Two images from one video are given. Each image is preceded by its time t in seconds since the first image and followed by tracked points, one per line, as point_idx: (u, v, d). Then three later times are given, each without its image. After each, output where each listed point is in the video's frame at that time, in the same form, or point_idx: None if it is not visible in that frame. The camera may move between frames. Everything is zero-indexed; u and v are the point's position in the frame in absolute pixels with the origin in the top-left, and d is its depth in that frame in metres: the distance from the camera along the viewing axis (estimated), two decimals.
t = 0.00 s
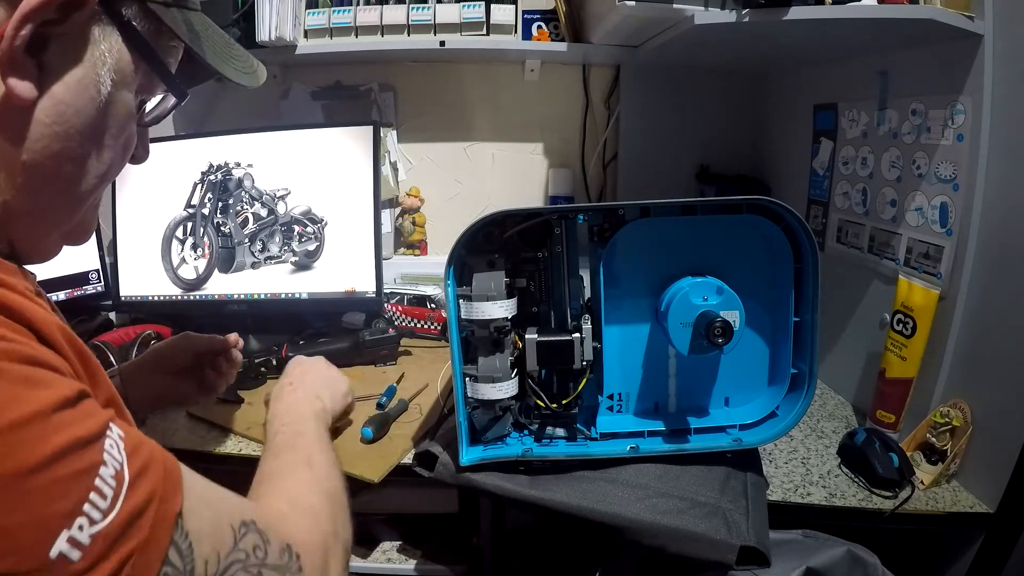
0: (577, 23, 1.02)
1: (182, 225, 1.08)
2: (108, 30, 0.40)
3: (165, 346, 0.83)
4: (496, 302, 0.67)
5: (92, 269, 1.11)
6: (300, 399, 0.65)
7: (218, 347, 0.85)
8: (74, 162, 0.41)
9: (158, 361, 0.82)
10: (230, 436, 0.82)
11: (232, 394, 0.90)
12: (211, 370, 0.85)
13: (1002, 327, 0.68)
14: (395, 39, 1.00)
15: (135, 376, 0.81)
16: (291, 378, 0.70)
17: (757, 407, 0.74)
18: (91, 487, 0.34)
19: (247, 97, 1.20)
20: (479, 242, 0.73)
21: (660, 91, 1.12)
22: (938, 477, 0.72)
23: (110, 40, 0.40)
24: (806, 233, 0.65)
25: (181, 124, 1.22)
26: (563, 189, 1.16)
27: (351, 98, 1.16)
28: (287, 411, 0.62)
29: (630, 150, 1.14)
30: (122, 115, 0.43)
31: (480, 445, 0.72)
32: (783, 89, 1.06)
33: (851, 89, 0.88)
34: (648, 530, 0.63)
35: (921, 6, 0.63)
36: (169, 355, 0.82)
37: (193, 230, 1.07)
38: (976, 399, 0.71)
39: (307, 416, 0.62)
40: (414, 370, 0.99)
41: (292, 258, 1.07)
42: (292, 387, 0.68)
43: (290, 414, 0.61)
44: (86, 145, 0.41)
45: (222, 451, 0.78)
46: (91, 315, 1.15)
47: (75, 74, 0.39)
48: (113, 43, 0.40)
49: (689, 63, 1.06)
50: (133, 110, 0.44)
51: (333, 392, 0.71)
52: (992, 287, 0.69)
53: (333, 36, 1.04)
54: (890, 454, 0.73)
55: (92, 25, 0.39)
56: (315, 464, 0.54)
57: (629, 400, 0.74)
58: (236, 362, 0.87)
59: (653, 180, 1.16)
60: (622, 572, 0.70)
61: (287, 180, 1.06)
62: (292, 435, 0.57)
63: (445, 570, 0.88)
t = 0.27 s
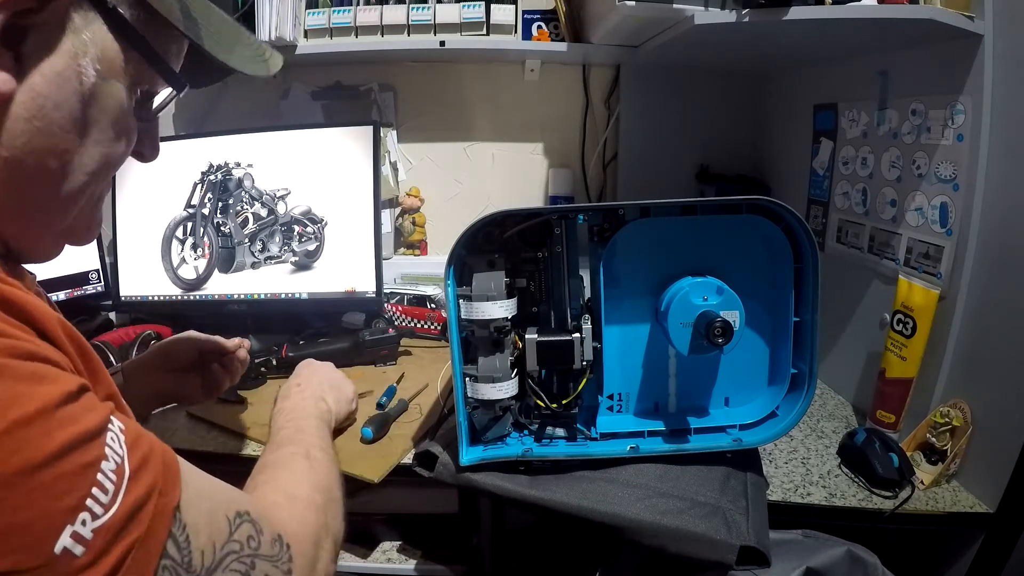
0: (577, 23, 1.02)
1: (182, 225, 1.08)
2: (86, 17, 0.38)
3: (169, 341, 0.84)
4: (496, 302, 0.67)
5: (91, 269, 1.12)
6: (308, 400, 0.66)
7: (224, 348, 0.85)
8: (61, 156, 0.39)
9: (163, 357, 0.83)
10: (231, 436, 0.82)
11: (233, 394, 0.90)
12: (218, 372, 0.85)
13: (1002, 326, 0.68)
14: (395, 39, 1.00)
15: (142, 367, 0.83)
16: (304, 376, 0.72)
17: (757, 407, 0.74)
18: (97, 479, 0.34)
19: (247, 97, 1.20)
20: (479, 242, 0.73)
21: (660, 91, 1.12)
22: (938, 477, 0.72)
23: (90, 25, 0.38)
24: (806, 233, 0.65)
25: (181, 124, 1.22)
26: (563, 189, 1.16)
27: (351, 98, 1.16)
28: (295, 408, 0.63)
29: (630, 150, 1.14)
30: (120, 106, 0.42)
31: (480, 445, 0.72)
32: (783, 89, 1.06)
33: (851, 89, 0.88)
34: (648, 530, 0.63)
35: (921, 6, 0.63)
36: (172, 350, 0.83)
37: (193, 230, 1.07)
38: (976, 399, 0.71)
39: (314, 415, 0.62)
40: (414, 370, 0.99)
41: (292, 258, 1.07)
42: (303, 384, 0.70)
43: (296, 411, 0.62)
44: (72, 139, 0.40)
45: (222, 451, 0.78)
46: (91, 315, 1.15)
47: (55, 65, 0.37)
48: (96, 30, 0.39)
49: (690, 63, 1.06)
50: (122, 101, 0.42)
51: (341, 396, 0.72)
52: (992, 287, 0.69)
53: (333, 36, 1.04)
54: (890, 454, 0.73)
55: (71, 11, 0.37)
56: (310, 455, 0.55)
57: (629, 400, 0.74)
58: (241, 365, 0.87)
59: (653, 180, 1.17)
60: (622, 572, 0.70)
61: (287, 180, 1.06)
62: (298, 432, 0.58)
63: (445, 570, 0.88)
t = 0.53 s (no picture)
0: (577, 23, 1.02)
1: (182, 225, 1.08)
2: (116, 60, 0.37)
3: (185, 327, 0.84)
4: (496, 302, 0.67)
5: (91, 269, 1.12)
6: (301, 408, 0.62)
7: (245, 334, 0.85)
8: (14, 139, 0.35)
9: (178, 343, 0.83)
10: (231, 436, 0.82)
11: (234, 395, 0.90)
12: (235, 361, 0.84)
13: (1001, 327, 0.68)
14: (395, 39, 1.00)
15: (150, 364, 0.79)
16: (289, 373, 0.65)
17: (757, 407, 0.74)
18: None
19: (247, 97, 1.20)
20: (479, 242, 0.73)
21: (660, 91, 1.12)
22: (938, 477, 0.72)
23: None
24: (806, 232, 0.65)
25: (181, 124, 1.22)
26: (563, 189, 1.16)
27: (351, 98, 1.16)
28: (284, 422, 0.58)
29: (630, 150, 1.14)
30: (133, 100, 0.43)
31: (480, 445, 0.72)
32: (783, 89, 1.06)
33: (851, 89, 0.88)
34: (648, 530, 0.63)
35: (921, 6, 0.63)
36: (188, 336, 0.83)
37: (193, 230, 1.07)
38: (975, 399, 0.71)
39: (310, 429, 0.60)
40: (414, 370, 0.99)
41: (292, 258, 1.07)
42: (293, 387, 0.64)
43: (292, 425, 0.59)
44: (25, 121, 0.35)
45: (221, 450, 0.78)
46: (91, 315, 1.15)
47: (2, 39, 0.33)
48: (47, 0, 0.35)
49: (690, 63, 1.06)
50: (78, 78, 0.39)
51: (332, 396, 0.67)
52: (991, 286, 0.69)
53: (333, 36, 1.04)
54: (890, 454, 0.73)
55: None
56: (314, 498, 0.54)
57: (629, 400, 0.74)
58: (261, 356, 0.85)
59: (653, 180, 1.17)
60: (622, 572, 0.70)
61: (287, 180, 1.06)
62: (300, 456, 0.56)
63: (445, 570, 0.88)
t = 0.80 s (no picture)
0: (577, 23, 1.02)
1: (182, 225, 1.08)
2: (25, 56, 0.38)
3: (234, 330, 0.78)
4: (496, 302, 0.67)
5: (91, 269, 1.12)
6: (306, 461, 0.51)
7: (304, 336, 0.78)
8: None
9: (230, 348, 0.77)
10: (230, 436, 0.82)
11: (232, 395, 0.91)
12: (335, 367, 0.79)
13: (1000, 327, 0.68)
14: (395, 39, 1.00)
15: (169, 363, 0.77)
16: (302, 411, 0.55)
17: (757, 407, 0.74)
18: None
19: (247, 97, 1.20)
20: (479, 242, 0.73)
21: (660, 91, 1.12)
22: (938, 477, 0.72)
23: None
24: (806, 232, 0.65)
25: (182, 124, 1.22)
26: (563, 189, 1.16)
27: (351, 98, 1.16)
28: (281, 468, 0.49)
29: (630, 150, 1.14)
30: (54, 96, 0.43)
31: (480, 445, 0.72)
32: (783, 89, 1.06)
33: (851, 89, 0.88)
34: (648, 530, 0.63)
35: (921, 6, 0.63)
36: (239, 341, 0.77)
37: (193, 230, 1.07)
38: (976, 400, 0.71)
39: (294, 507, 0.46)
40: (414, 370, 0.99)
41: (292, 258, 1.07)
42: (297, 424, 0.53)
43: (282, 493, 0.47)
44: None
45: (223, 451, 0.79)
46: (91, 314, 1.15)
47: None
48: None
49: (689, 63, 1.06)
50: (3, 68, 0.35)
51: (362, 437, 0.55)
52: (991, 286, 0.69)
53: (333, 36, 1.04)
54: (890, 454, 0.73)
55: None
56: None
57: (629, 400, 0.74)
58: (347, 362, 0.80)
59: (653, 180, 1.17)
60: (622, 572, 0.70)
61: (287, 180, 1.06)
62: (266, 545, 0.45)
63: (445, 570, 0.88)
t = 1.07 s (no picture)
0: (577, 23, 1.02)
1: (182, 225, 1.08)
2: None
3: (256, 331, 0.75)
4: (496, 302, 0.67)
5: (91, 269, 1.12)
6: (314, 472, 0.49)
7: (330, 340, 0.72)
8: None
9: (251, 350, 0.75)
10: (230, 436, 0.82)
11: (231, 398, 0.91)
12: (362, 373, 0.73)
13: (1000, 326, 0.68)
14: (395, 39, 1.00)
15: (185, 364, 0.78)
16: (313, 416, 0.53)
17: (757, 407, 0.74)
18: None
19: (247, 97, 1.20)
20: (479, 242, 0.73)
21: (660, 91, 1.12)
22: (938, 477, 0.72)
23: None
24: (806, 232, 0.65)
25: (182, 124, 1.22)
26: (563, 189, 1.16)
27: (351, 98, 1.16)
28: (290, 484, 0.47)
29: (630, 150, 1.14)
30: None
31: (480, 445, 0.72)
32: (783, 89, 1.06)
33: (851, 89, 0.88)
34: (648, 530, 0.63)
35: (921, 6, 0.63)
36: (261, 343, 0.74)
37: (193, 230, 1.07)
38: (976, 400, 0.71)
39: (298, 525, 0.45)
40: (415, 371, 0.99)
41: (292, 258, 1.07)
42: (310, 437, 0.51)
43: (285, 510, 0.46)
44: None
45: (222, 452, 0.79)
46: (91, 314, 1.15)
47: None
48: None
49: (689, 63, 1.06)
50: None
51: (375, 447, 0.51)
52: (991, 286, 0.69)
53: (333, 36, 1.04)
54: (890, 454, 0.73)
55: None
56: None
57: (629, 400, 0.74)
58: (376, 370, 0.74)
59: (653, 180, 1.17)
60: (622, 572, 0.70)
61: (287, 180, 1.06)
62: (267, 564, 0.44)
63: (445, 570, 0.88)
